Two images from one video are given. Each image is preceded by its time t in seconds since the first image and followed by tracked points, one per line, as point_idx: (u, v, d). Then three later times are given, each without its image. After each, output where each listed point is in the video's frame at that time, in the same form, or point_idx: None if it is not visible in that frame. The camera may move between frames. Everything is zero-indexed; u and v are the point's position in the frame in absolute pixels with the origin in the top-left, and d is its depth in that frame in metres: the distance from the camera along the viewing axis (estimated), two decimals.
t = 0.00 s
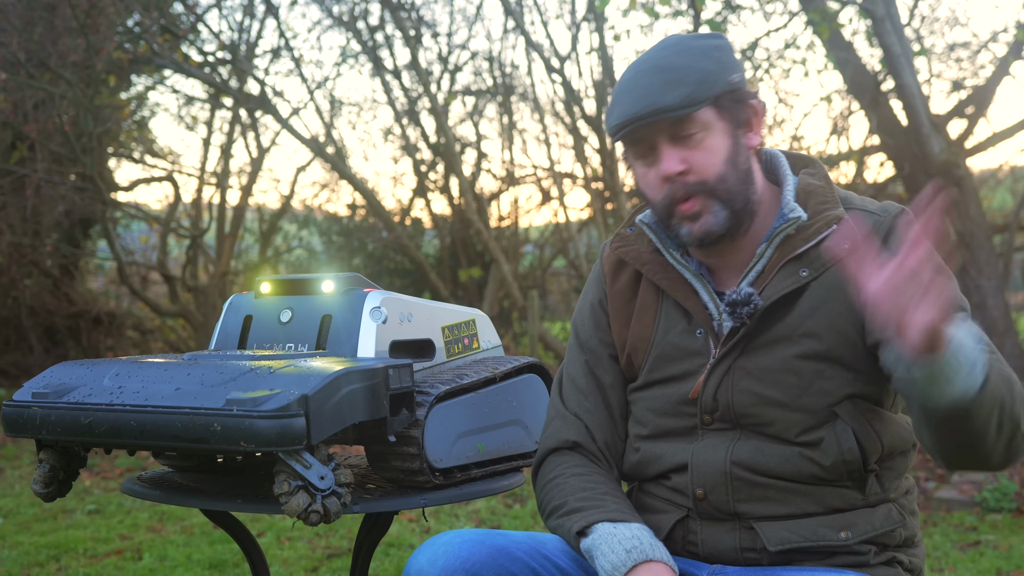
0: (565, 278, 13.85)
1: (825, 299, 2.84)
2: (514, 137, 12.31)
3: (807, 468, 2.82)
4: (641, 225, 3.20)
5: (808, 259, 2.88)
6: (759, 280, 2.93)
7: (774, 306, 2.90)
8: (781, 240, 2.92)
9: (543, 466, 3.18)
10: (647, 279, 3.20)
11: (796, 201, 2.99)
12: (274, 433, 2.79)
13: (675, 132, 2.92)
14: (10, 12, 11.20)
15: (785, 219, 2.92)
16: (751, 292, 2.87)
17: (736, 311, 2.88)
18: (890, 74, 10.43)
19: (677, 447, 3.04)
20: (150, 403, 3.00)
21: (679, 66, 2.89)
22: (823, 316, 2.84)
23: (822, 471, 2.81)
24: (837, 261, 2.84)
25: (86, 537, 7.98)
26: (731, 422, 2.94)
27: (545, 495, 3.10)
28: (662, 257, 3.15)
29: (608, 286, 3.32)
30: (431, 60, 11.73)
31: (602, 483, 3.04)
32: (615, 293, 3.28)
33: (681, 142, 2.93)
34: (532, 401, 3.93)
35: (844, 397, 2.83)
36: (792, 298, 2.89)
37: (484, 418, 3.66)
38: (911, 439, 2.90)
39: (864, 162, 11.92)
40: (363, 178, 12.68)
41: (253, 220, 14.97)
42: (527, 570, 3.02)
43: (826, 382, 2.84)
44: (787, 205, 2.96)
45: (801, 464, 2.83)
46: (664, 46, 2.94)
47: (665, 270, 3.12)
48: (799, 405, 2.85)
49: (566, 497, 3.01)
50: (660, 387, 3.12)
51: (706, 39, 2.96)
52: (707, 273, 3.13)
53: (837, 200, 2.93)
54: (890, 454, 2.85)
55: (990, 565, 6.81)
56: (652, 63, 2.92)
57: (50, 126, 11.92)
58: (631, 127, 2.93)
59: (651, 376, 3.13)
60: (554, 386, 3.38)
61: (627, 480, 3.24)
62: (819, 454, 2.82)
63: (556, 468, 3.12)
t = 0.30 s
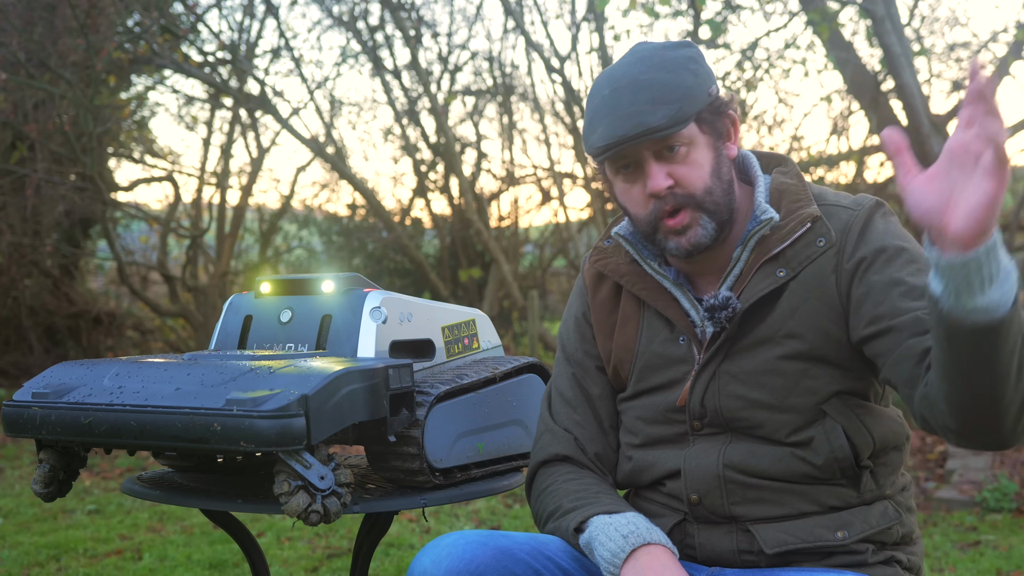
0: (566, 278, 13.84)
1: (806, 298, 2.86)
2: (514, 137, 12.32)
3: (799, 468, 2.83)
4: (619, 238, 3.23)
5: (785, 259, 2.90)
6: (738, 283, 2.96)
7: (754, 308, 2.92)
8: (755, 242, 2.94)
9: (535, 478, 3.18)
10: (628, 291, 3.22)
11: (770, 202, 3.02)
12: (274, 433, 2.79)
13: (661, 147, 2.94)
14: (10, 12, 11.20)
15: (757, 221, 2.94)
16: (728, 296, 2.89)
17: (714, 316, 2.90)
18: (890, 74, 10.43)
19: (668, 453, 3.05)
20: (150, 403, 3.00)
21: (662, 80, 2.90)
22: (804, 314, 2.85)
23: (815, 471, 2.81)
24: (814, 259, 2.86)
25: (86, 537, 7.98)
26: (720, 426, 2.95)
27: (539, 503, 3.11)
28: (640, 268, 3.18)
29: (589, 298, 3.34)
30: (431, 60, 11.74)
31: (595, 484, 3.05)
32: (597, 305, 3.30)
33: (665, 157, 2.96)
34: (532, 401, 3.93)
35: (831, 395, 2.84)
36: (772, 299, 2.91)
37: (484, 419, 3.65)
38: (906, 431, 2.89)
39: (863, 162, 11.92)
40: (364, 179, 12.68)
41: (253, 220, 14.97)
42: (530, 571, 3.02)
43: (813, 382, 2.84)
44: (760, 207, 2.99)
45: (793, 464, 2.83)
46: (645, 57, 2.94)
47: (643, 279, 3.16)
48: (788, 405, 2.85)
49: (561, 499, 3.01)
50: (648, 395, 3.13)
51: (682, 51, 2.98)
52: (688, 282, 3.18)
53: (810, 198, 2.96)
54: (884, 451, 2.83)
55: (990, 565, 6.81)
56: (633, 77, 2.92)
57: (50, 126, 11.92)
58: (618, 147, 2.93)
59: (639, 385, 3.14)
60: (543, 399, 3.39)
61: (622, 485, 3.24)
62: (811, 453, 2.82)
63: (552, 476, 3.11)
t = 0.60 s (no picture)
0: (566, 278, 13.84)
1: (802, 303, 2.85)
2: (514, 137, 12.31)
3: (796, 471, 2.83)
4: (621, 236, 3.24)
5: (785, 264, 2.89)
6: (737, 286, 2.95)
7: (753, 311, 2.91)
8: (755, 245, 2.94)
9: (535, 477, 3.17)
10: (628, 291, 3.22)
11: (772, 205, 3.01)
12: (274, 433, 2.79)
13: (691, 128, 3.03)
14: (10, 12, 11.21)
15: (758, 225, 2.94)
16: (728, 300, 2.88)
17: (713, 319, 2.89)
18: (890, 74, 10.43)
19: (666, 455, 3.05)
20: (150, 403, 3.00)
21: (703, 62, 2.97)
22: (801, 322, 2.85)
23: (812, 473, 2.82)
24: (815, 267, 2.86)
25: (86, 537, 7.98)
26: (718, 428, 2.94)
27: (539, 502, 3.11)
28: (640, 267, 3.19)
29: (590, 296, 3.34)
30: (431, 60, 11.74)
31: (594, 483, 3.05)
32: (597, 304, 3.29)
33: (693, 139, 3.04)
34: (532, 401, 3.93)
35: (829, 399, 2.85)
36: (771, 304, 2.91)
37: (484, 419, 3.65)
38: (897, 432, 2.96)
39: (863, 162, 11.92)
40: (364, 178, 12.68)
41: (253, 220, 14.97)
42: (530, 570, 3.02)
43: (810, 385, 2.85)
44: (761, 210, 2.99)
45: (790, 467, 2.84)
46: (690, 39, 3.01)
47: (643, 279, 3.16)
48: (786, 409, 2.86)
49: (560, 498, 3.01)
50: (647, 396, 3.13)
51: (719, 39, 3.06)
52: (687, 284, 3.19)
53: (813, 203, 2.95)
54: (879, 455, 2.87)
55: (990, 565, 6.81)
56: (675, 55, 2.96)
57: (50, 126, 11.91)
58: (654, 118, 2.98)
59: (637, 386, 3.14)
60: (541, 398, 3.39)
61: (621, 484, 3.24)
62: (808, 456, 2.83)
63: (551, 476, 3.11)
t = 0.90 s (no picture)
0: (566, 278, 13.84)
1: (812, 304, 2.86)
2: (514, 137, 12.32)
3: (802, 472, 2.83)
4: (634, 230, 3.22)
5: (797, 265, 2.89)
6: (748, 285, 2.95)
7: (763, 311, 2.91)
8: (768, 244, 2.95)
9: (537, 471, 3.18)
10: (638, 287, 3.21)
11: (785, 205, 3.02)
12: (274, 433, 2.79)
13: (715, 123, 3.04)
14: (10, 12, 11.21)
15: (771, 223, 2.94)
16: (739, 298, 2.88)
17: (724, 318, 2.88)
18: (891, 74, 10.44)
19: (672, 453, 3.05)
20: (150, 404, 3.00)
21: (733, 58, 2.98)
22: (811, 323, 2.85)
23: (818, 475, 2.82)
24: (828, 268, 2.86)
25: (86, 537, 7.98)
26: (725, 427, 2.94)
27: (540, 498, 3.11)
28: (652, 263, 3.18)
29: (599, 291, 3.32)
30: (431, 60, 11.74)
31: (596, 483, 3.06)
32: (606, 299, 3.28)
33: (716, 134, 3.05)
34: (531, 401, 3.93)
35: (837, 400, 2.86)
36: (781, 304, 2.91)
37: (485, 418, 3.65)
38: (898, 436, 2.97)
39: (863, 162, 11.92)
40: (364, 178, 12.69)
41: (253, 220, 14.97)
42: (528, 570, 3.02)
43: (818, 387, 2.86)
44: (773, 209, 2.99)
45: (795, 468, 2.84)
46: (722, 34, 3.00)
47: (654, 276, 3.15)
48: (794, 409, 2.86)
49: (562, 498, 3.02)
50: (654, 393, 3.12)
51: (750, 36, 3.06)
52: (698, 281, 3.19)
53: (826, 204, 2.95)
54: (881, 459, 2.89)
55: (990, 565, 6.81)
56: (706, 48, 2.96)
57: (50, 126, 11.91)
58: (679, 108, 2.98)
59: (644, 382, 3.13)
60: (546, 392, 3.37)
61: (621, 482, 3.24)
62: (814, 457, 2.83)
63: (555, 472, 3.11)
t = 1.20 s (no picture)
0: (566, 278, 13.83)
1: (817, 298, 2.85)
2: (514, 137, 12.32)
3: (806, 469, 2.83)
4: (639, 226, 3.23)
5: (801, 259, 2.90)
6: (752, 280, 2.96)
7: (767, 305, 2.91)
8: (772, 238, 2.95)
9: (541, 467, 3.18)
10: (643, 282, 3.21)
11: (788, 200, 3.02)
12: (274, 433, 2.79)
13: (721, 120, 3.04)
14: (10, 12, 11.20)
15: (775, 217, 2.95)
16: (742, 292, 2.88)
17: (727, 311, 2.89)
18: (891, 74, 10.45)
19: (675, 450, 3.04)
20: (150, 403, 3.00)
21: (741, 57, 2.98)
22: (813, 318, 2.85)
23: (822, 471, 2.81)
24: (832, 263, 2.86)
25: (86, 537, 7.98)
26: (728, 423, 2.94)
27: (541, 498, 3.11)
28: (656, 258, 3.18)
29: (603, 288, 3.31)
30: (431, 60, 11.74)
31: (597, 483, 3.05)
32: (610, 295, 3.28)
33: (722, 131, 3.05)
34: (532, 401, 3.93)
35: (842, 396, 2.85)
36: (784, 298, 2.91)
37: (485, 418, 3.65)
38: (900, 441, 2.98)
39: (864, 162, 11.93)
40: (364, 178, 12.70)
41: (253, 220, 14.98)
42: (530, 571, 3.02)
43: (823, 382, 2.85)
44: (777, 203, 3.00)
45: (799, 465, 2.84)
46: (730, 33, 3.01)
47: (659, 271, 3.14)
48: (798, 405, 2.86)
49: (563, 497, 3.02)
50: (657, 389, 3.12)
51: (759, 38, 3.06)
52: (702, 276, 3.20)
53: (830, 199, 2.95)
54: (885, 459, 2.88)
55: (990, 565, 6.81)
56: (714, 47, 2.97)
57: (50, 126, 11.91)
58: (685, 105, 2.99)
59: (647, 378, 3.13)
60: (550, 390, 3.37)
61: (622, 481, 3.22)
62: (818, 454, 2.83)
63: (559, 470, 3.11)
